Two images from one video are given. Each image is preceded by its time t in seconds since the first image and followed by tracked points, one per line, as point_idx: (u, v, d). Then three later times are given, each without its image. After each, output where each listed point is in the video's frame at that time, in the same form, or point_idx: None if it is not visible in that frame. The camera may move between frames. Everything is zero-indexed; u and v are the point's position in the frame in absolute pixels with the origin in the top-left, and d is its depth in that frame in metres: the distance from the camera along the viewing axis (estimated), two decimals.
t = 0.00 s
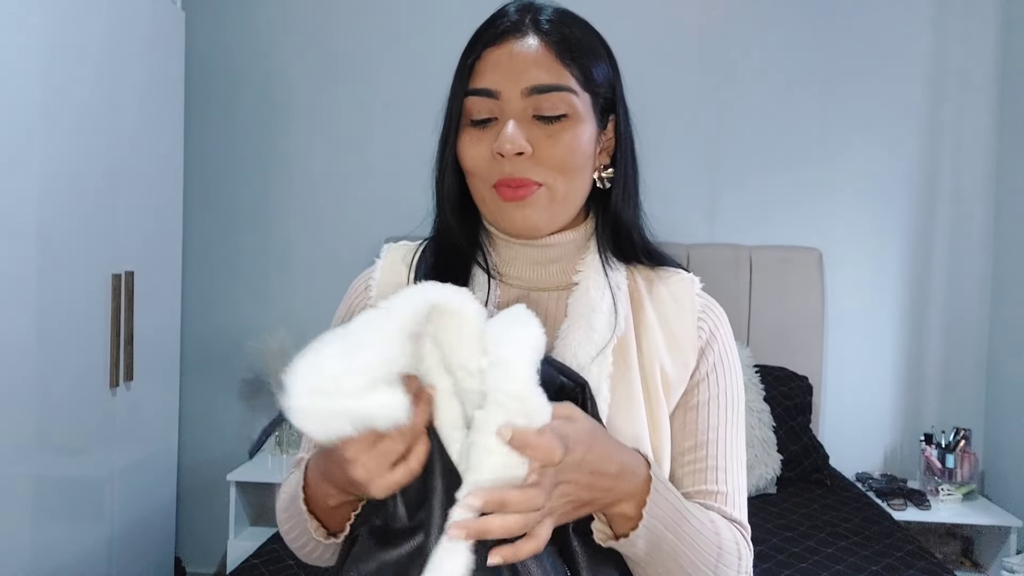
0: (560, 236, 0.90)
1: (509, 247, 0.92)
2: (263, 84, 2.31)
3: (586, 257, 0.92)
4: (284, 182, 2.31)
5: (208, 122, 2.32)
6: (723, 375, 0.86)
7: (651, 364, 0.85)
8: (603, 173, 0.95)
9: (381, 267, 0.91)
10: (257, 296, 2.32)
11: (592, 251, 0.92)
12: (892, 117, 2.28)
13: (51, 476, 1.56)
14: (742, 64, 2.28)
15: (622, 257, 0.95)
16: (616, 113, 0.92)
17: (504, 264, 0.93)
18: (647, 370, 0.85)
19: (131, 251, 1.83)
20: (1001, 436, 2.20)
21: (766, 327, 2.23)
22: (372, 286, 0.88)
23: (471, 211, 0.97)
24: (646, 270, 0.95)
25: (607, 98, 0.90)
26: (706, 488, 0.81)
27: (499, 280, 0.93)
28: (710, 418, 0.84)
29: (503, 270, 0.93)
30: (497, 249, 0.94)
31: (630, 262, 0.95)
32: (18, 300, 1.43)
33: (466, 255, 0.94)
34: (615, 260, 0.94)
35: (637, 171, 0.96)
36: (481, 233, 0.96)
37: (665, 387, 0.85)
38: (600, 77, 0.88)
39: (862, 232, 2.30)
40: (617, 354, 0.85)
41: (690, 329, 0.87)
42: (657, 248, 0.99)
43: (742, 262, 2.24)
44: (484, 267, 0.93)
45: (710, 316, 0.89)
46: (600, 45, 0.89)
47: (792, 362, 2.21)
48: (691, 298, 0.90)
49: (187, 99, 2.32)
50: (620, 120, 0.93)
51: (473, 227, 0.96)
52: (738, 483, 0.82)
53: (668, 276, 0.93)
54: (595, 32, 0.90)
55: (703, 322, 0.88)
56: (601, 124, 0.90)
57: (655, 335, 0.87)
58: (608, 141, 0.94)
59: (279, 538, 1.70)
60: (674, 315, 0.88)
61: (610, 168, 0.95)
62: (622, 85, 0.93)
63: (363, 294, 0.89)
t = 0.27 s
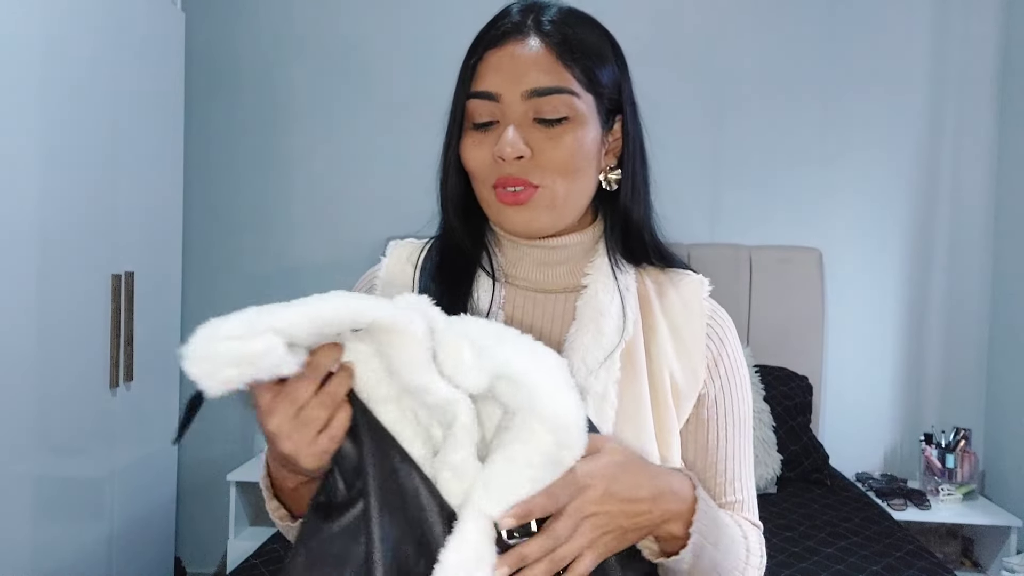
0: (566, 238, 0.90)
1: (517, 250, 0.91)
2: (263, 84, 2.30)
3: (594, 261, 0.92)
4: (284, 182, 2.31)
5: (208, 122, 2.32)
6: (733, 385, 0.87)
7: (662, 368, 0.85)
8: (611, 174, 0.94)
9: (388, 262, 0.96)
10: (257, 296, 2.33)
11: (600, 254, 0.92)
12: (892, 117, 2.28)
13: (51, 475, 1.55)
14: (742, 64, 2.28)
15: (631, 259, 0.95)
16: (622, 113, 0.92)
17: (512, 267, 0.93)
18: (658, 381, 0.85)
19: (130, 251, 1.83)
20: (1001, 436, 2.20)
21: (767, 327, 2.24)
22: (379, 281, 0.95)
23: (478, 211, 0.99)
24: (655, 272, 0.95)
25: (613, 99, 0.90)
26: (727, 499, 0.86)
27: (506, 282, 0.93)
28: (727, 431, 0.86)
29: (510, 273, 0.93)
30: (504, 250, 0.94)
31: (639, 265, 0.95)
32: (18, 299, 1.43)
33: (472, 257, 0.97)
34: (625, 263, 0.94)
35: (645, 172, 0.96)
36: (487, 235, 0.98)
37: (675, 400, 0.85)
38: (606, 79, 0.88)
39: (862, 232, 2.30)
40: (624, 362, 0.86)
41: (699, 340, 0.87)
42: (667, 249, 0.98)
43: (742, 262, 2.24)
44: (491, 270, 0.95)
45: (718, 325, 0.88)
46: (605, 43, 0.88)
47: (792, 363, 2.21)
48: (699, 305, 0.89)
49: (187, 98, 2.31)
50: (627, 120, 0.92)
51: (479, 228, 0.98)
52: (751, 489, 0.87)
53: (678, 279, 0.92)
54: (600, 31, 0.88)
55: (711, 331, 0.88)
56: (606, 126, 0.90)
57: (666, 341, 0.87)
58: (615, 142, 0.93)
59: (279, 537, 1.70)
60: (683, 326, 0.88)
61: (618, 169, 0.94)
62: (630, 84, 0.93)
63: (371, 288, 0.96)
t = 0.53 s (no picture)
0: (576, 236, 0.92)
1: (528, 247, 0.93)
2: (263, 83, 2.30)
3: (603, 258, 0.94)
4: (284, 183, 2.31)
5: (207, 121, 2.31)
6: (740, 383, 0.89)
7: (670, 361, 0.88)
8: (620, 170, 0.97)
9: (393, 259, 0.98)
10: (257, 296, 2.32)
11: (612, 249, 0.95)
12: (893, 118, 2.28)
13: (50, 476, 1.55)
14: (742, 64, 2.28)
15: (640, 254, 0.97)
16: (630, 110, 0.96)
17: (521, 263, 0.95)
18: (668, 377, 0.87)
19: (130, 251, 1.82)
20: (1001, 436, 2.20)
21: (767, 327, 2.24)
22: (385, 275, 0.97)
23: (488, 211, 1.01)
24: (664, 268, 0.98)
25: (622, 93, 0.93)
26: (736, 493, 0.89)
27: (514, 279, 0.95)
28: (733, 428, 0.89)
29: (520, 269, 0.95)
30: (513, 248, 0.96)
31: (647, 262, 0.97)
32: (19, 299, 1.43)
33: (482, 254, 0.98)
34: (636, 259, 0.96)
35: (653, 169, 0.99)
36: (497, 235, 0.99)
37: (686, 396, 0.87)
38: (616, 73, 0.92)
39: (863, 231, 2.30)
40: (633, 355, 0.87)
41: (706, 339, 0.89)
42: (674, 245, 1.02)
43: (742, 262, 2.24)
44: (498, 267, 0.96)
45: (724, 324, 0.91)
46: (614, 41, 0.92)
47: (792, 363, 2.21)
48: (705, 305, 0.91)
49: (186, 97, 2.30)
50: (635, 116, 0.96)
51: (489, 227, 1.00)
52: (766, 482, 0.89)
53: (685, 278, 0.95)
54: (608, 28, 0.92)
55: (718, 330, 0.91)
56: (617, 119, 0.93)
57: (674, 336, 0.90)
58: (624, 138, 0.97)
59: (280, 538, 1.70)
60: (692, 325, 0.90)
61: (627, 165, 0.98)
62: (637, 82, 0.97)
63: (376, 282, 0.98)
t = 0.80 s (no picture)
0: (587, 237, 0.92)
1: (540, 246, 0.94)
2: (262, 82, 2.29)
3: (616, 259, 0.94)
4: (284, 182, 2.31)
5: (206, 120, 2.30)
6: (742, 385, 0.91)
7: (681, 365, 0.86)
8: (633, 173, 0.97)
9: (405, 250, 0.96)
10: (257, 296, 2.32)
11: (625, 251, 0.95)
12: (893, 118, 2.28)
13: (50, 478, 1.54)
14: (743, 64, 2.28)
15: (651, 256, 0.98)
16: (644, 113, 0.97)
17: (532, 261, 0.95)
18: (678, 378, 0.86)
19: (130, 251, 1.82)
20: (1001, 436, 2.21)
21: (767, 327, 2.24)
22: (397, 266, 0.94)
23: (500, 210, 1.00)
24: (675, 271, 0.98)
25: (635, 97, 0.94)
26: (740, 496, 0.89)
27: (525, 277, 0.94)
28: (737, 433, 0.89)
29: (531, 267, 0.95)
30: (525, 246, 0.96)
31: (658, 265, 0.98)
32: (18, 300, 1.42)
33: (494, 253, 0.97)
34: (647, 262, 0.97)
35: (664, 172, 1.00)
36: (510, 230, 0.99)
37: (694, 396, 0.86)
38: (630, 77, 0.93)
39: (862, 231, 2.30)
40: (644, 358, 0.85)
41: (713, 342, 0.89)
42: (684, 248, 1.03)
43: (742, 262, 2.24)
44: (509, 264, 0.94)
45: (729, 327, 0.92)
46: (628, 45, 0.94)
47: (793, 363, 2.21)
48: (711, 309, 0.92)
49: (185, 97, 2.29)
50: (648, 119, 0.97)
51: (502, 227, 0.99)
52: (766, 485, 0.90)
53: (690, 282, 0.95)
54: (621, 33, 0.94)
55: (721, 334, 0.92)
56: (629, 121, 0.94)
57: (683, 341, 0.88)
58: (636, 141, 0.98)
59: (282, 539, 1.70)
60: (699, 327, 0.90)
61: (640, 169, 0.98)
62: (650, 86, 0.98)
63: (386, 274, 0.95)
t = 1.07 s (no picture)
0: (587, 235, 0.92)
1: (540, 245, 0.93)
2: (262, 82, 2.29)
3: (614, 263, 0.94)
4: (284, 182, 2.31)
5: (207, 120, 2.30)
6: (747, 390, 0.90)
7: (680, 369, 0.86)
8: (633, 172, 0.97)
9: (407, 256, 0.96)
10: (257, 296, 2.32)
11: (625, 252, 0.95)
12: (893, 118, 2.28)
13: (50, 477, 1.54)
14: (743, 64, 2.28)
15: (651, 258, 0.98)
16: (644, 113, 0.96)
17: (533, 261, 0.94)
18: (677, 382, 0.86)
19: (130, 251, 1.82)
20: (1001, 435, 2.21)
21: (767, 327, 2.24)
22: (399, 272, 0.95)
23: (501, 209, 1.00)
24: (674, 273, 0.98)
25: (636, 97, 0.94)
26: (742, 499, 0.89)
27: (525, 277, 0.94)
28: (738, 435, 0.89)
29: (531, 266, 0.94)
30: (524, 245, 0.95)
31: (658, 266, 0.98)
32: (18, 299, 1.42)
33: (494, 252, 0.97)
34: (646, 263, 0.97)
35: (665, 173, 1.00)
36: (510, 230, 0.98)
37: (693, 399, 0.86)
38: (630, 78, 0.92)
39: (862, 231, 2.30)
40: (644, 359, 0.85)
41: (715, 345, 0.89)
42: (684, 249, 1.03)
43: (742, 262, 2.24)
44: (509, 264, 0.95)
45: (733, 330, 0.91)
46: (629, 47, 0.93)
47: (793, 363, 2.21)
48: (715, 312, 0.92)
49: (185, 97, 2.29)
50: (648, 120, 0.97)
51: (502, 225, 0.99)
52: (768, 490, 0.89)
53: (694, 284, 0.95)
54: (622, 34, 0.93)
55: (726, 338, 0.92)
56: (630, 121, 0.93)
57: (683, 342, 0.88)
58: (637, 141, 0.97)
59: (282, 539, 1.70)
60: (700, 330, 0.90)
61: (640, 168, 0.98)
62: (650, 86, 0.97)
63: (389, 279, 0.96)
